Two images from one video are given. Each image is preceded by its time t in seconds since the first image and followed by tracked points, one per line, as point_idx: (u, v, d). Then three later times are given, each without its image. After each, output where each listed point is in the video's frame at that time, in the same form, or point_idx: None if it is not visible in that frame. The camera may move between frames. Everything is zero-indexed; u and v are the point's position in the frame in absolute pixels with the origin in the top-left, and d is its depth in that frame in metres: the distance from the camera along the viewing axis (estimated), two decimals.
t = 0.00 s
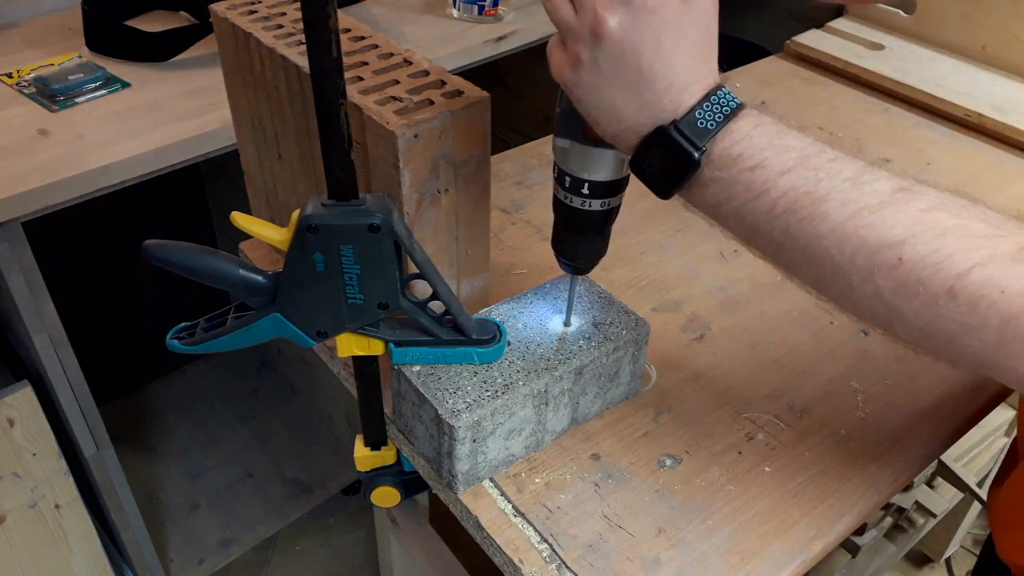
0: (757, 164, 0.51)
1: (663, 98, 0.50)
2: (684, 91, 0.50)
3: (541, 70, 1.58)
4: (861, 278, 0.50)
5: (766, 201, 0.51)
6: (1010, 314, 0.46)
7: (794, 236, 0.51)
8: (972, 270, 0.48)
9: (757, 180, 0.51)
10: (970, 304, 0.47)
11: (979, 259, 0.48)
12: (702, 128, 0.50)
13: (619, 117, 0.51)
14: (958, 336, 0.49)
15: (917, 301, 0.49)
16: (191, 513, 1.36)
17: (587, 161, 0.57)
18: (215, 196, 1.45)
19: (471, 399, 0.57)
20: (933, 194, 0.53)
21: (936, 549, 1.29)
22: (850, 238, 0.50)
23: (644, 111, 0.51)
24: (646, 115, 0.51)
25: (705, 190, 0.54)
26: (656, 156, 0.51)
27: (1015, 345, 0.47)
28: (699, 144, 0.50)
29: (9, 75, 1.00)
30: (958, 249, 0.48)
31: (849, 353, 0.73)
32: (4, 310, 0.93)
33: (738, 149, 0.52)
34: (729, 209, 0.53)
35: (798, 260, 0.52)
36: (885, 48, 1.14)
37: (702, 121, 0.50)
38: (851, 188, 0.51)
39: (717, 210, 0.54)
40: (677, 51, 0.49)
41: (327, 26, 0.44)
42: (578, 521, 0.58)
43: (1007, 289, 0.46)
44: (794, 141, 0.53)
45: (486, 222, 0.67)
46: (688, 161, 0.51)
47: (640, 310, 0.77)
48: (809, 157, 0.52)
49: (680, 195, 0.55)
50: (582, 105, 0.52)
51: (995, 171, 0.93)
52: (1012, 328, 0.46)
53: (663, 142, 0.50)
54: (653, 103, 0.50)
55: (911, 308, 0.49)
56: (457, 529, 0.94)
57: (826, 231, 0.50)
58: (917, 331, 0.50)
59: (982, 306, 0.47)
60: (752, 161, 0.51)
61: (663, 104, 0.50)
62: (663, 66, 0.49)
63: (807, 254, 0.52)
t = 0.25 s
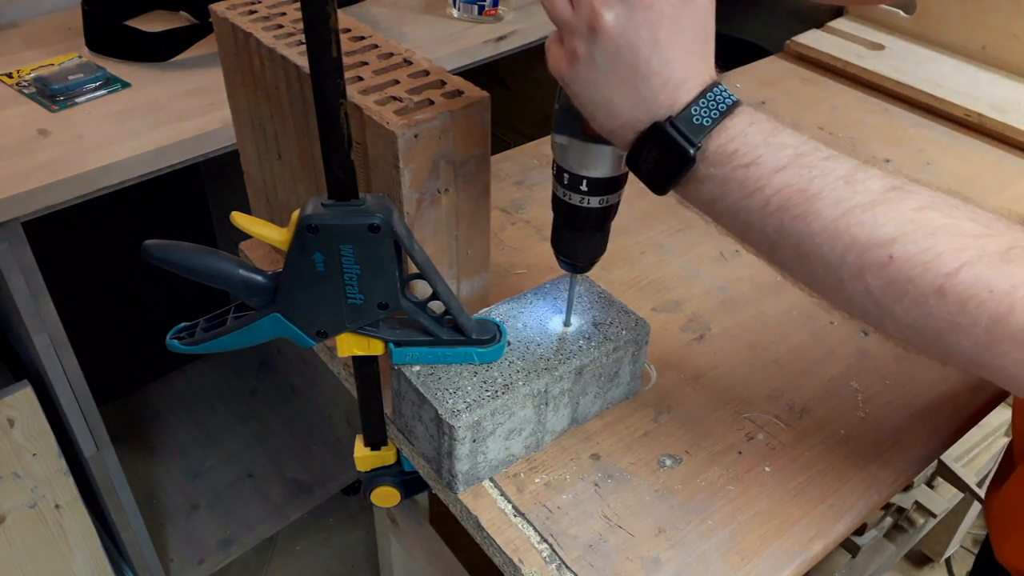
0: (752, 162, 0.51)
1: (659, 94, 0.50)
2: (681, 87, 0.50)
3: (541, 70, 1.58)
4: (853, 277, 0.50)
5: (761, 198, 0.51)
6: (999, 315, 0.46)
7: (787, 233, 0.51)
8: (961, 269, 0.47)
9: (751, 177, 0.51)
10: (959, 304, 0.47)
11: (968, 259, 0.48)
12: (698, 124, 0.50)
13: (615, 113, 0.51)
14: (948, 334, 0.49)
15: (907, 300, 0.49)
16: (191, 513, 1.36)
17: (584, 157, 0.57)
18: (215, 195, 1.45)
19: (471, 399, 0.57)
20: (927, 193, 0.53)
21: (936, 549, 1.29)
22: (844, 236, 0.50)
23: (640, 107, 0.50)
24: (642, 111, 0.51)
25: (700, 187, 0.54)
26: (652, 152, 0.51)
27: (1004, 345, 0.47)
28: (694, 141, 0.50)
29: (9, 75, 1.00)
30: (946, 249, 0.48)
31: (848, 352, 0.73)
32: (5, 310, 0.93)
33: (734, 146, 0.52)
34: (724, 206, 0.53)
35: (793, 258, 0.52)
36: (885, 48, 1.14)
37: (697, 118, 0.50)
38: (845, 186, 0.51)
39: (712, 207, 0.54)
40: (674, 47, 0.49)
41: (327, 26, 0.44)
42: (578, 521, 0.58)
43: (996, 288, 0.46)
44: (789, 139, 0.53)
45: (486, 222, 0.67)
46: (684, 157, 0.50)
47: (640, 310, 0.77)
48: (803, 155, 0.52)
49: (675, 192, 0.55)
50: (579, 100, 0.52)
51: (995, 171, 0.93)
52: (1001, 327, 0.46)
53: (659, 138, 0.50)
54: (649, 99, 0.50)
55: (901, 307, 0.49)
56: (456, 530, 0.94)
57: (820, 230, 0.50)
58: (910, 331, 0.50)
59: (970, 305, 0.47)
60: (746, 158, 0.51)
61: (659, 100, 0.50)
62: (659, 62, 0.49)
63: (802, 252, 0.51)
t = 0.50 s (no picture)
0: (750, 163, 0.51)
1: (658, 95, 0.50)
2: (680, 88, 0.50)
3: (541, 70, 1.58)
4: (850, 277, 0.50)
5: (759, 199, 0.51)
6: (996, 317, 0.46)
7: (785, 235, 0.51)
8: (959, 271, 0.47)
9: (750, 179, 0.51)
10: (957, 307, 0.47)
11: (966, 261, 0.48)
12: (697, 126, 0.50)
13: (614, 114, 0.51)
14: (946, 337, 0.49)
15: (905, 303, 0.49)
16: (191, 512, 1.36)
17: (584, 157, 0.57)
18: (215, 195, 1.45)
19: (471, 399, 0.57)
20: (925, 194, 0.53)
21: (936, 549, 1.29)
22: (842, 237, 0.50)
23: (639, 108, 0.51)
24: (641, 112, 0.51)
25: (699, 188, 0.54)
26: (651, 153, 0.51)
27: (1001, 346, 0.47)
28: (693, 142, 0.50)
29: (9, 75, 1.00)
30: (944, 252, 0.48)
31: (848, 352, 0.73)
32: (4, 310, 0.93)
33: (732, 148, 0.52)
34: (723, 207, 0.53)
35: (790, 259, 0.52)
36: (885, 48, 1.14)
37: (696, 119, 0.50)
38: (843, 188, 0.51)
39: (711, 208, 0.54)
40: (673, 47, 0.49)
41: (327, 25, 0.43)
42: (578, 521, 0.58)
43: (994, 291, 0.46)
44: (788, 140, 0.53)
45: (486, 222, 0.67)
46: (683, 159, 0.51)
47: (639, 310, 0.77)
48: (802, 156, 0.52)
49: (674, 193, 0.55)
50: (578, 100, 0.52)
51: (995, 171, 0.93)
52: (998, 330, 0.46)
53: (658, 139, 0.50)
54: (648, 100, 0.50)
55: (899, 309, 0.49)
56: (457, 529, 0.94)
57: (818, 231, 0.50)
58: (908, 333, 0.50)
59: (968, 307, 0.47)
60: (744, 160, 0.51)
61: (657, 101, 0.50)
62: (658, 63, 0.49)
63: (799, 253, 0.51)
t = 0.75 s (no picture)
0: (750, 164, 0.51)
1: (658, 96, 0.50)
2: (679, 89, 0.50)
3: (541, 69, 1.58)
4: (850, 277, 0.50)
5: (758, 200, 0.51)
6: (996, 316, 0.46)
7: (785, 234, 0.51)
8: (960, 271, 0.47)
9: (750, 179, 0.51)
10: (957, 307, 0.47)
11: (966, 261, 0.47)
12: (697, 127, 0.50)
13: (614, 115, 0.51)
14: (946, 337, 0.48)
15: (905, 303, 0.49)
16: (191, 512, 1.36)
17: (583, 158, 0.57)
18: (215, 195, 1.45)
19: (471, 399, 0.57)
20: (925, 195, 0.53)
21: (936, 549, 1.29)
22: (842, 238, 0.50)
23: (638, 110, 0.51)
24: (640, 113, 0.51)
25: (699, 189, 0.54)
26: (651, 154, 0.51)
27: (1001, 345, 0.46)
28: (693, 143, 0.50)
29: (9, 75, 1.00)
30: (945, 252, 0.48)
31: (848, 352, 0.73)
32: (4, 310, 0.93)
33: (732, 148, 0.52)
34: (723, 208, 0.53)
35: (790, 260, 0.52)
36: (885, 48, 1.14)
37: (696, 120, 0.50)
38: (842, 189, 0.51)
39: (710, 209, 0.54)
40: (672, 49, 0.49)
41: (327, 25, 0.43)
42: (578, 521, 0.58)
43: (994, 290, 0.46)
44: (787, 141, 0.53)
45: (486, 222, 0.67)
46: (682, 160, 0.51)
47: (639, 310, 0.77)
48: (802, 157, 0.52)
49: (673, 193, 0.55)
50: (578, 101, 0.52)
51: (995, 171, 0.93)
52: (998, 330, 0.46)
53: (657, 140, 0.50)
54: (648, 101, 0.50)
55: (899, 309, 0.49)
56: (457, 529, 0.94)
57: (817, 231, 0.50)
58: (907, 333, 0.50)
59: (968, 308, 0.47)
60: (743, 161, 0.51)
61: (657, 102, 0.50)
62: (657, 65, 0.49)
63: (798, 253, 0.51)
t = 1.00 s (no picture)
0: (749, 163, 0.51)
1: (658, 95, 0.50)
2: (679, 89, 0.50)
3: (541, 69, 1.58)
4: (849, 277, 0.50)
5: (757, 198, 0.51)
6: (993, 315, 0.46)
7: (783, 234, 0.51)
8: (958, 270, 0.47)
9: (749, 178, 0.51)
10: (955, 306, 0.47)
11: (964, 260, 0.48)
12: (696, 126, 0.50)
13: (613, 115, 0.51)
14: (944, 336, 0.49)
15: (903, 302, 0.49)
16: (191, 512, 1.36)
17: (583, 157, 0.57)
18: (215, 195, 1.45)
19: (471, 399, 0.57)
20: (924, 195, 0.53)
21: (936, 549, 1.29)
22: (840, 237, 0.50)
23: (638, 109, 0.51)
24: (640, 112, 0.51)
25: (698, 188, 0.54)
26: (650, 153, 0.51)
27: (999, 343, 0.47)
28: (692, 142, 0.50)
29: (9, 75, 1.00)
30: (943, 251, 0.48)
31: (848, 352, 0.73)
32: (4, 310, 0.93)
33: (731, 147, 0.52)
34: (722, 207, 0.53)
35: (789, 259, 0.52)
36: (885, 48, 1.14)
37: (696, 119, 0.50)
38: (841, 188, 0.51)
39: (709, 208, 0.54)
40: (672, 48, 0.49)
41: (327, 25, 0.43)
42: (578, 521, 0.58)
43: (992, 290, 0.46)
44: (787, 140, 0.53)
45: (486, 222, 0.67)
46: (682, 159, 0.51)
47: (639, 310, 0.77)
48: (801, 156, 0.52)
49: (673, 192, 0.55)
50: (578, 100, 0.52)
51: (995, 171, 0.93)
52: (996, 329, 0.46)
53: (657, 139, 0.51)
54: (647, 101, 0.50)
55: (897, 308, 0.49)
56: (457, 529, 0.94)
57: (816, 230, 0.50)
58: (906, 332, 0.50)
59: (966, 307, 0.47)
60: (742, 160, 0.51)
61: (657, 101, 0.50)
62: (657, 64, 0.49)
63: (797, 252, 0.52)
